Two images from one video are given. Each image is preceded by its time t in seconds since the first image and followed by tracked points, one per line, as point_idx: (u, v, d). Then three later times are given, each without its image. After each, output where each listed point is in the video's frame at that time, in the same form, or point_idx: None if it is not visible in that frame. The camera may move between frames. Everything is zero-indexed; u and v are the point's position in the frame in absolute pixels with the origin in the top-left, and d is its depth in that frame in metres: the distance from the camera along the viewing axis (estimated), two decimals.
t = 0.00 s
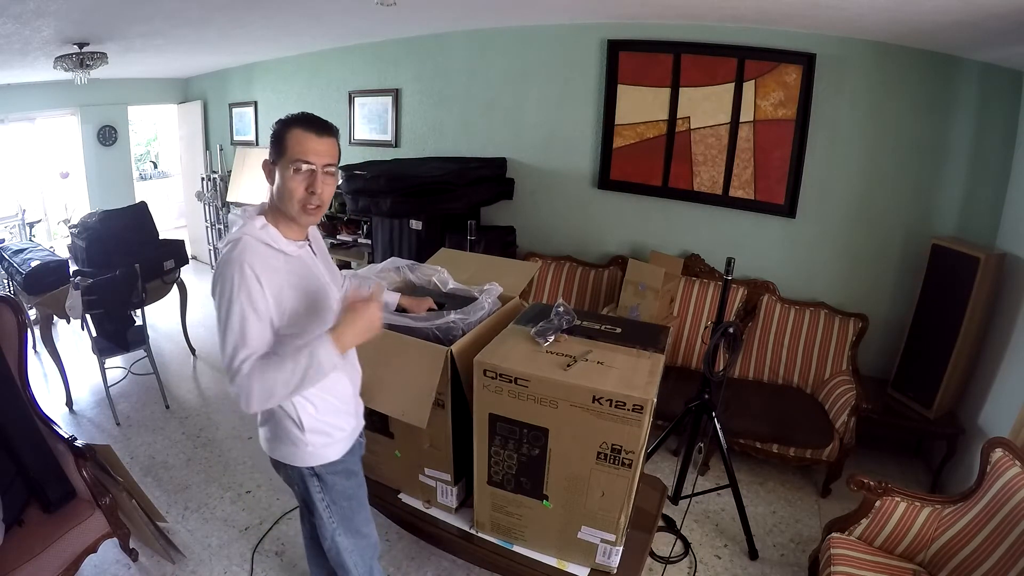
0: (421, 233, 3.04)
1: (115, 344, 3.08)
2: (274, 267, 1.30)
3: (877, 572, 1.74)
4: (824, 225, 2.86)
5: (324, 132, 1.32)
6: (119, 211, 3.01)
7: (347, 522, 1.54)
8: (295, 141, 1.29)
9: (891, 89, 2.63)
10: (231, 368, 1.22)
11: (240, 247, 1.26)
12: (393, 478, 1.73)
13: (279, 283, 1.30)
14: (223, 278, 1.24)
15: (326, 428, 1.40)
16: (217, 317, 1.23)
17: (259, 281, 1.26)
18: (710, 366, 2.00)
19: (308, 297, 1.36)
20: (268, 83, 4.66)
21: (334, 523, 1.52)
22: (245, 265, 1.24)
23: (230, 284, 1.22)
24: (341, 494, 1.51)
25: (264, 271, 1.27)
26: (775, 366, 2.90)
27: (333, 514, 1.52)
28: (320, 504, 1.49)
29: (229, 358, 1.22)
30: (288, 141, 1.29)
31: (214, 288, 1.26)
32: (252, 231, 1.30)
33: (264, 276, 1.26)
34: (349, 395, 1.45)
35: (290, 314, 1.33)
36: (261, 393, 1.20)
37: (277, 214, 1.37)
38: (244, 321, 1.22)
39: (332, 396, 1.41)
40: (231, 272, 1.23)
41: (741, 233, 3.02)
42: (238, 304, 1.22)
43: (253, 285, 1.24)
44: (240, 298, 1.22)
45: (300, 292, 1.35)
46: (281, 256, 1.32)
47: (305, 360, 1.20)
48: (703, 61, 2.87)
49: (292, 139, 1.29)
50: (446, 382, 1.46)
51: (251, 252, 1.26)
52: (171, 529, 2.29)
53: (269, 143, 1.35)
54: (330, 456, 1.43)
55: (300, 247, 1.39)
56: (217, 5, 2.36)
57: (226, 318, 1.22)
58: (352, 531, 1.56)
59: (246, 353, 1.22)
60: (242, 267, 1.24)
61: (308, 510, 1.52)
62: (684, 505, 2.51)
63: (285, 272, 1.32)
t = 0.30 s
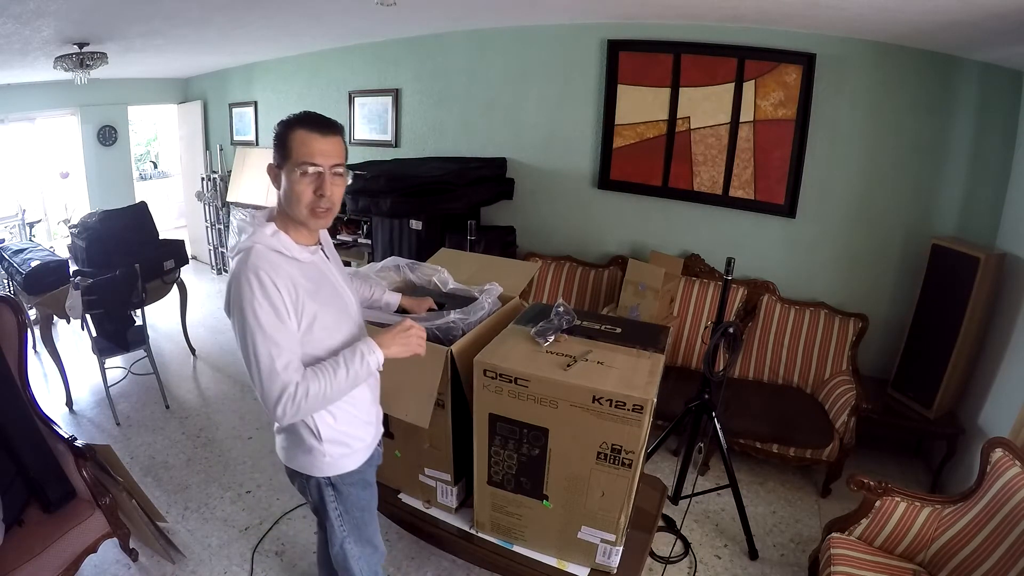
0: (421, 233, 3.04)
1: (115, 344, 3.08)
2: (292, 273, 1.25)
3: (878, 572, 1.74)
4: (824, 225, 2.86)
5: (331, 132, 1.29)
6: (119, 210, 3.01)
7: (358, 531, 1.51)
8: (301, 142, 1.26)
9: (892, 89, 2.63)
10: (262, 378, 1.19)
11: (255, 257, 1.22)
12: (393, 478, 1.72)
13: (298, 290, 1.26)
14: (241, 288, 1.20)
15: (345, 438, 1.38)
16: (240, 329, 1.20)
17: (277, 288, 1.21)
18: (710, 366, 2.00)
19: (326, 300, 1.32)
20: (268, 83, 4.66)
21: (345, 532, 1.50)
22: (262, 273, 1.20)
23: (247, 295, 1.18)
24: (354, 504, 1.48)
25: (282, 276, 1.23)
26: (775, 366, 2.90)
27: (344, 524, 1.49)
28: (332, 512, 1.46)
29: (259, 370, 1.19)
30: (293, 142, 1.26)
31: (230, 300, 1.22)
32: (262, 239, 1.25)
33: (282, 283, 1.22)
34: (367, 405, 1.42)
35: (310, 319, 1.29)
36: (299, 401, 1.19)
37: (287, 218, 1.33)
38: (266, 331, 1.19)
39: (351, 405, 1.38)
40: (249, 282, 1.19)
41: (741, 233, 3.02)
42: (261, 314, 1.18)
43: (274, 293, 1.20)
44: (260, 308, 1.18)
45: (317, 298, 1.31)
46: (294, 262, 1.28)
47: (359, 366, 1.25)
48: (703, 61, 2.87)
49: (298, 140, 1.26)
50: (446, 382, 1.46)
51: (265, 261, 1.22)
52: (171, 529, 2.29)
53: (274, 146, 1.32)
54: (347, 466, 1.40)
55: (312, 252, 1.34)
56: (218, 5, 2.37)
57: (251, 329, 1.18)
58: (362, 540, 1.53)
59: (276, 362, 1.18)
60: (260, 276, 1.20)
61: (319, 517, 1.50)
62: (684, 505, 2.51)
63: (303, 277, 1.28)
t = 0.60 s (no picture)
0: (421, 233, 3.04)
1: (115, 344, 3.08)
2: (307, 285, 1.23)
3: (878, 572, 1.74)
4: (824, 225, 2.86)
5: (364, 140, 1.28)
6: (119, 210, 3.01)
7: (367, 532, 1.51)
8: (356, 152, 1.23)
9: (892, 89, 2.63)
10: (268, 395, 1.18)
11: (269, 269, 1.19)
12: (393, 478, 1.73)
13: (310, 301, 1.23)
14: (253, 301, 1.17)
15: (357, 441, 1.38)
16: (248, 342, 1.18)
17: (289, 302, 1.19)
18: (710, 366, 2.01)
19: (338, 311, 1.30)
20: (268, 83, 4.66)
21: (355, 533, 1.49)
22: (277, 287, 1.18)
23: (258, 309, 1.16)
24: (365, 505, 1.48)
25: (297, 289, 1.20)
26: (775, 366, 2.90)
27: (355, 526, 1.49)
28: (343, 514, 1.46)
29: (265, 386, 1.17)
30: (349, 151, 1.22)
31: (240, 309, 1.20)
32: (276, 248, 1.22)
33: (297, 296, 1.20)
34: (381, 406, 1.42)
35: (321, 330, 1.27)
36: (305, 420, 1.20)
37: (318, 224, 1.28)
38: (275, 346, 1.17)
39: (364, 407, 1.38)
40: (262, 296, 1.17)
41: (741, 233, 3.02)
42: (272, 329, 1.16)
43: (288, 309, 1.18)
44: (269, 323, 1.16)
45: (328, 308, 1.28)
46: (308, 271, 1.26)
47: (362, 390, 1.27)
48: (702, 61, 2.87)
49: (352, 150, 1.22)
50: (446, 382, 1.47)
51: (277, 272, 1.19)
52: (171, 529, 2.29)
53: (306, 150, 1.20)
54: (360, 468, 1.40)
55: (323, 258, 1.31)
56: (218, 5, 2.37)
57: (260, 345, 1.16)
58: (370, 541, 1.53)
59: (283, 381, 1.17)
60: (274, 289, 1.17)
61: (329, 518, 1.49)
62: (684, 505, 2.52)
63: (318, 287, 1.26)
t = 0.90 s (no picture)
0: (421, 233, 3.04)
1: (115, 344, 3.08)
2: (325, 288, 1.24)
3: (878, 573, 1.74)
4: (825, 225, 2.85)
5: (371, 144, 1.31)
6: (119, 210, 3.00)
7: (373, 528, 1.51)
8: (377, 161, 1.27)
9: (893, 89, 2.63)
10: (291, 400, 1.18)
11: (290, 273, 1.18)
12: (393, 478, 1.72)
13: (327, 305, 1.23)
14: (274, 306, 1.16)
15: (366, 437, 1.39)
16: (269, 348, 1.18)
17: (309, 306, 1.19)
18: (711, 366, 2.01)
19: (351, 314, 1.31)
20: (269, 83, 4.66)
21: (362, 528, 1.49)
22: (299, 292, 1.18)
23: (279, 315, 1.16)
24: (372, 500, 1.48)
25: (317, 293, 1.21)
26: (775, 366, 2.90)
27: (363, 522, 1.48)
28: (352, 509, 1.45)
29: (289, 392, 1.18)
30: (372, 161, 1.25)
31: (259, 315, 1.19)
32: (293, 252, 1.21)
33: (318, 300, 1.21)
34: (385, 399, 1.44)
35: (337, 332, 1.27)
36: (328, 423, 1.21)
37: (331, 227, 1.30)
38: (296, 352, 1.17)
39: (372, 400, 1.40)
40: (286, 302, 1.16)
41: (741, 233, 3.02)
42: (297, 335, 1.17)
43: (309, 313, 1.19)
44: (290, 328, 1.16)
45: (343, 311, 1.28)
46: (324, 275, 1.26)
47: (377, 394, 1.29)
48: (703, 61, 2.87)
49: (373, 158, 1.25)
50: (447, 382, 1.47)
51: (295, 277, 1.19)
52: (170, 529, 2.29)
53: (332, 159, 1.19)
54: (368, 462, 1.42)
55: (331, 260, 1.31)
56: (218, 5, 2.37)
57: (284, 351, 1.17)
58: (376, 537, 1.52)
59: (307, 386, 1.19)
60: (296, 294, 1.17)
61: (336, 515, 1.48)
62: (684, 505, 2.51)
63: (334, 291, 1.27)
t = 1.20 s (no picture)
0: (421, 233, 3.04)
1: (115, 344, 3.08)
2: (325, 283, 1.25)
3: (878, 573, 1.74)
4: (825, 225, 2.85)
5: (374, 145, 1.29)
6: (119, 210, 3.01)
7: (370, 526, 1.51)
8: (376, 165, 1.25)
9: (893, 89, 2.63)
10: (315, 393, 1.21)
11: (292, 274, 1.19)
12: (393, 478, 1.73)
13: (331, 300, 1.25)
14: (280, 308, 1.17)
15: (363, 434, 1.39)
16: (283, 349, 1.19)
17: (315, 301, 1.21)
18: (710, 366, 2.01)
19: (353, 308, 1.32)
20: (269, 83, 4.66)
21: (358, 526, 1.49)
22: (303, 290, 1.19)
23: (288, 312, 1.17)
24: (368, 498, 1.48)
25: (319, 288, 1.22)
26: (775, 366, 2.90)
27: (359, 520, 1.48)
28: (347, 506, 1.45)
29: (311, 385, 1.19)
30: (370, 165, 1.23)
31: (265, 321, 1.19)
32: (294, 253, 1.22)
33: (322, 296, 1.22)
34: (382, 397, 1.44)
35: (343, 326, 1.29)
36: (353, 408, 1.24)
37: (328, 229, 1.30)
38: (310, 346, 1.19)
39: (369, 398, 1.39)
40: (291, 301, 1.17)
41: (741, 233, 3.02)
42: (308, 330, 1.19)
43: (316, 308, 1.21)
44: (301, 324, 1.18)
45: (346, 306, 1.30)
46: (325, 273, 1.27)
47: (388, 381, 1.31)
48: (703, 61, 2.87)
49: (371, 162, 1.24)
50: (446, 382, 1.46)
51: (298, 275, 1.20)
52: (171, 529, 2.29)
53: (328, 164, 1.18)
54: (363, 460, 1.42)
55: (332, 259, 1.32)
56: (218, 5, 2.37)
57: (299, 347, 1.18)
58: (372, 536, 1.52)
59: (328, 375, 1.21)
60: (300, 292, 1.19)
61: (333, 513, 1.48)
62: (684, 505, 2.51)
63: (335, 287, 1.28)
